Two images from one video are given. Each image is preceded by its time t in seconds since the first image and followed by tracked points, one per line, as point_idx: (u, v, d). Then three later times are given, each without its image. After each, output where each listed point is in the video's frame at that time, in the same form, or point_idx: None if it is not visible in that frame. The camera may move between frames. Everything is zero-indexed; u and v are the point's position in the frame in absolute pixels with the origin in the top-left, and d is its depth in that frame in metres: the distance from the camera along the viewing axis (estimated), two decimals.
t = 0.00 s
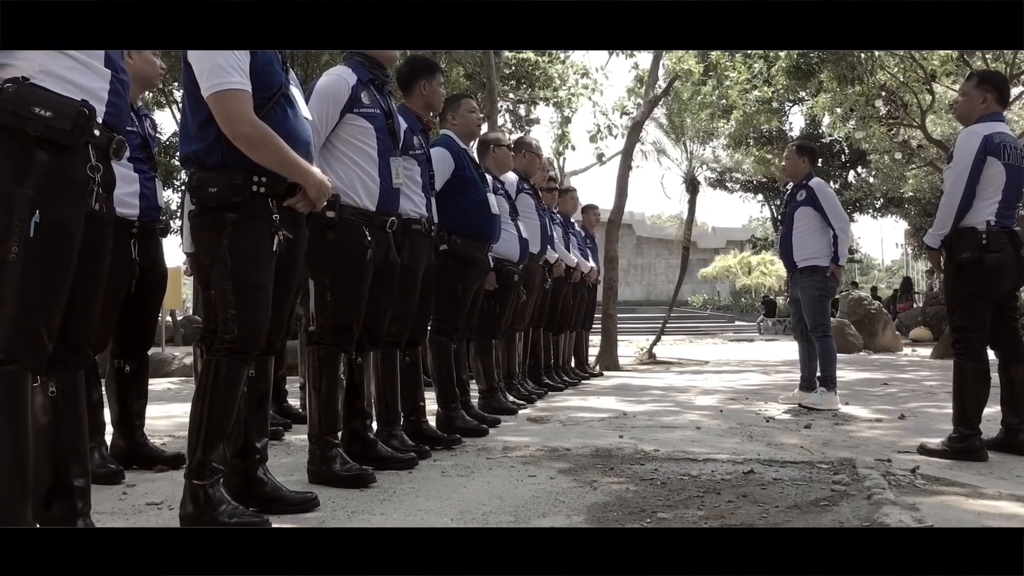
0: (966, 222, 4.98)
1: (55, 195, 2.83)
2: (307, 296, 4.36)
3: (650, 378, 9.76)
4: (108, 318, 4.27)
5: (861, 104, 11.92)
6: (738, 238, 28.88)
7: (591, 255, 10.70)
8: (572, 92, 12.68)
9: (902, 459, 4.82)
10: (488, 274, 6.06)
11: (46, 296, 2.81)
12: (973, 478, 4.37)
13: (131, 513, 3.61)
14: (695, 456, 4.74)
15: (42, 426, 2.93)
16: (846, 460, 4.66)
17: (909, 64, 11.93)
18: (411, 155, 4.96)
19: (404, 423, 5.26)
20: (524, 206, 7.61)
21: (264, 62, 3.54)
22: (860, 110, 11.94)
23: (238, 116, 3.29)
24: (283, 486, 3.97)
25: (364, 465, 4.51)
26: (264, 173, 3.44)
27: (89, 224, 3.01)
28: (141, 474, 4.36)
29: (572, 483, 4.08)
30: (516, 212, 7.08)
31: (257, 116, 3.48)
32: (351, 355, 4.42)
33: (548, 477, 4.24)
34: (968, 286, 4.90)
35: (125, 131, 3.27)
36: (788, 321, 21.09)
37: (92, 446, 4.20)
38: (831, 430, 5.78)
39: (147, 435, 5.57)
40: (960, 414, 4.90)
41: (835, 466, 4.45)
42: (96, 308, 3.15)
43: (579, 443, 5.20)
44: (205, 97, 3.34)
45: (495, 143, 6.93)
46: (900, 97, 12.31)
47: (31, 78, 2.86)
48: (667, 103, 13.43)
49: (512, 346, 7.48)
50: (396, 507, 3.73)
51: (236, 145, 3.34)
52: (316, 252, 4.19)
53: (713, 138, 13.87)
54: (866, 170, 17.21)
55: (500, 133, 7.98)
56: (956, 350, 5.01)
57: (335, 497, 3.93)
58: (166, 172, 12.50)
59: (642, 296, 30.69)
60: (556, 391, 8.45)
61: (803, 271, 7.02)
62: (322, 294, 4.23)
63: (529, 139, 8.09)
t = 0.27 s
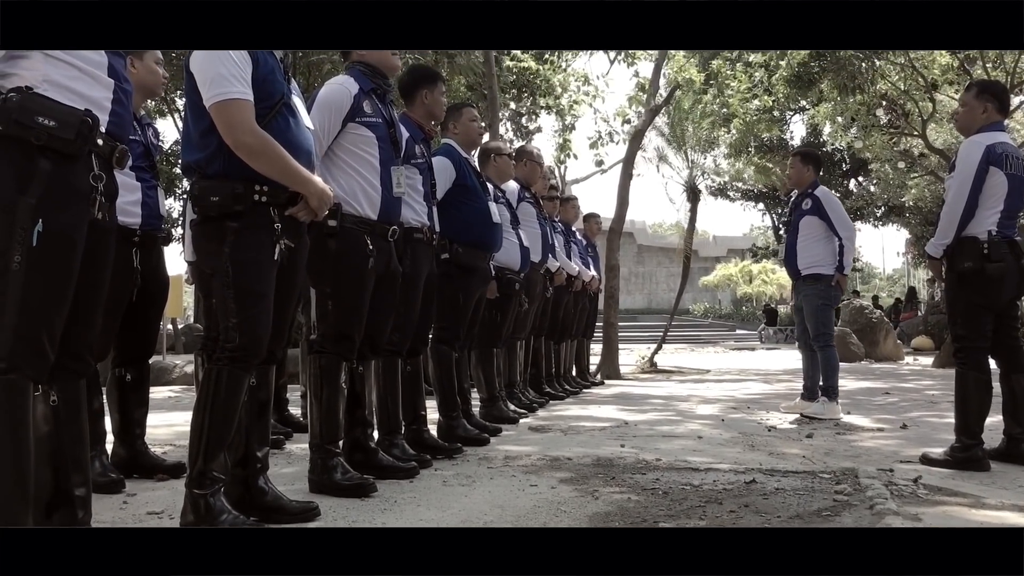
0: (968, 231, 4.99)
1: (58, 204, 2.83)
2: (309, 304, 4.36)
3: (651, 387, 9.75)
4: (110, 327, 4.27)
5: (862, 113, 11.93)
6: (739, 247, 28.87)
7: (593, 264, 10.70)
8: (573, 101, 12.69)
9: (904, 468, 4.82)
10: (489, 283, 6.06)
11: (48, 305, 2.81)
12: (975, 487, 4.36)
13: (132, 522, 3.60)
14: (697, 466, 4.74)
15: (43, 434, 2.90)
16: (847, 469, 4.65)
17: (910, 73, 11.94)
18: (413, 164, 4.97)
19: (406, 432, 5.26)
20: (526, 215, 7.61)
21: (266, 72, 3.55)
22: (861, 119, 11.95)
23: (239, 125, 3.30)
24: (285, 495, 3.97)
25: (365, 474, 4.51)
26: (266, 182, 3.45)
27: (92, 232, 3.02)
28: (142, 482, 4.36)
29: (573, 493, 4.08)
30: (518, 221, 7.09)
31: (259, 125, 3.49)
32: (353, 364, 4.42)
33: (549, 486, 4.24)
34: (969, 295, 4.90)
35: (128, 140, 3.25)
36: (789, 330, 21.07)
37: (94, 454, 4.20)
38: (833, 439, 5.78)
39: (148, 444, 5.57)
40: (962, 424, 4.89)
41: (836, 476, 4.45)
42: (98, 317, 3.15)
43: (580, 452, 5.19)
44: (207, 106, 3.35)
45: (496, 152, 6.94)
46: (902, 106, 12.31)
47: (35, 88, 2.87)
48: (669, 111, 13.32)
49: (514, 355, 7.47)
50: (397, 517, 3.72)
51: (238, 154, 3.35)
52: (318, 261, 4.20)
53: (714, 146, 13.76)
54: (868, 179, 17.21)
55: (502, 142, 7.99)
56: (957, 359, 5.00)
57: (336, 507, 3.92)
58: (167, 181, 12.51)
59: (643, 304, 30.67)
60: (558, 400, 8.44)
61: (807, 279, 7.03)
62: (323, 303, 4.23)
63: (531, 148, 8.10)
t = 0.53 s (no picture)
0: (970, 240, 4.98)
1: (59, 213, 2.83)
2: (310, 313, 4.36)
3: (653, 395, 9.74)
4: (110, 335, 4.27)
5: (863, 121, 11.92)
6: (740, 255, 28.86)
7: (594, 272, 10.70)
8: (574, 109, 12.69)
9: (906, 478, 4.81)
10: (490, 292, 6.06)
11: (49, 313, 2.81)
12: (977, 497, 4.35)
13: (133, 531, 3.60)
14: (699, 475, 4.73)
15: (43, 443, 2.90)
16: (849, 479, 4.64)
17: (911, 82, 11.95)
18: (414, 172, 4.98)
19: (406, 441, 5.24)
20: (527, 224, 7.61)
21: (267, 81, 3.55)
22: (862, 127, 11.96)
23: (240, 133, 3.30)
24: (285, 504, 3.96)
25: (366, 483, 4.50)
26: (267, 191, 3.45)
27: (94, 242, 3.02)
28: (142, 491, 4.35)
29: (575, 502, 4.07)
30: (519, 229, 7.09)
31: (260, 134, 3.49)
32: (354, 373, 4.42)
33: (551, 495, 4.23)
34: (971, 304, 4.90)
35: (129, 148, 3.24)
36: (791, 338, 21.05)
37: (94, 463, 4.19)
38: (834, 448, 5.77)
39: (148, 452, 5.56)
40: (964, 433, 4.89)
41: (838, 485, 4.44)
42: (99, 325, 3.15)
43: (581, 461, 5.18)
44: (208, 115, 3.36)
45: (497, 161, 6.95)
46: (903, 114, 12.30)
47: (37, 96, 2.88)
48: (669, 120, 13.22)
49: (515, 363, 7.47)
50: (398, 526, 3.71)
51: (239, 163, 3.35)
52: (319, 270, 4.20)
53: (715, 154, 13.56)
54: (868, 187, 17.21)
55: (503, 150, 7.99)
56: (959, 368, 5.00)
57: (336, 516, 3.91)
58: (169, 189, 12.51)
59: (645, 313, 30.64)
60: (559, 409, 8.44)
61: (810, 288, 7.02)
62: (325, 311, 4.23)
63: (532, 156, 8.10)
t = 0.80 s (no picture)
0: (970, 248, 4.98)
1: (61, 222, 2.83)
2: (311, 321, 4.36)
3: (653, 403, 9.73)
4: (111, 343, 4.26)
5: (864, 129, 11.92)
6: (740, 263, 28.85)
7: (595, 280, 10.71)
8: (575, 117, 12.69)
9: (908, 486, 4.80)
10: (491, 300, 6.05)
11: (51, 322, 2.82)
12: (980, 506, 4.35)
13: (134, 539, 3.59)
14: (700, 483, 4.72)
15: (44, 451, 2.90)
16: (852, 487, 4.64)
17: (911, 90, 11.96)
18: (415, 180, 4.99)
19: (407, 449, 5.24)
20: (528, 232, 7.61)
21: (267, 90, 3.56)
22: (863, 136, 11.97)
23: (242, 141, 3.30)
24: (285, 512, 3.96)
25: (367, 491, 4.49)
26: (268, 198, 3.45)
27: (95, 250, 3.02)
28: (143, 499, 4.35)
29: (576, 510, 4.06)
30: (519, 237, 7.09)
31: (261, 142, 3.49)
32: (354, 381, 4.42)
33: (552, 504, 4.22)
34: (971, 313, 4.90)
35: (132, 156, 3.27)
36: (791, 346, 21.03)
37: (95, 471, 4.18)
38: (836, 457, 5.76)
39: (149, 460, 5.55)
40: (966, 442, 4.88)
41: (840, 494, 4.43)
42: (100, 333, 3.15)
43: (582, 470, 5.17)
44: (210, 123, 3.37)
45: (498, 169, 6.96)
46: (904, 122, 12.30)
47: (40, 104, 2.88)
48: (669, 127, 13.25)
49: (516, 371, 7.47)
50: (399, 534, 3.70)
51: (240, 172, 3.36)
52: (321, 278, 4.20)
53: (715, 161, 13.61)
54: (869, 195, 17.21)
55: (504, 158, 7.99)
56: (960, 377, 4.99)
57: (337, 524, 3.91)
58: (170, 197, 12.51)
59: (645, 320, 30.62)
60: (560, 417, 8.43)
61: (811, 297, 7.02)
62: (326, 319, 4.23)
63: (533, 164, 8.10)
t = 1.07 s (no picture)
0: (970, 256, 4.98)
1: (62, 230, 2.84)
2: (312, 329, 4.36)
3: (655, 411, 9.72)
4: (113, 351, 4.27)
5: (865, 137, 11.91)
6: (741, 271, 28.81)
7: (596, 288, 10.70)
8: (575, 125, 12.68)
9: (910, 495, 4.80)
10: (492, 308, 6.05)
11: (52, 330, 2.82)
12: (982, 514, 4.34)
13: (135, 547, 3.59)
14: (702, 492, 4.72)
15: (46, 459, 2.90)
16: (853, 496, 4.63)
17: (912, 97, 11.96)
18: (416, 188, 4.99)
19: (409, 457, 5.23)
20: (529, 240, 7.62)
21: (268, 98, 3.56)
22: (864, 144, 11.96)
23: (242, 150, 3.31)
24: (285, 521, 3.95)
25: (368, 499, 4.48)
26: (269, 207, 3.45)
27: (97, 258, 3.02)
28: (144, 507, 4.34)
29: (578, 519, 4.06)
30: (520, 245, 7.10)
31: (262, 150, 3.50)
32: (355, 389, 4.42)
33: (554, 512, 4.22)
34: (971, 321, 4.90)
35: (133, 164, 3.27)
36: (793, 353, 21.00)
37: (96, 479, 4.18)
38: (838, 465, 5.76)
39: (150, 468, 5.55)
40: (968, 450, 4.88)
41: (842, 502, 4.43)
42: (102, 340, 3.16)
43: (583, 478, 5.17)
44: (211, 131, 3.37)
45: (499, 177, 6.97)
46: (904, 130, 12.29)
47: (41, 113, 2.89)
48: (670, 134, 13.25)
49: (517, 379, 7.47)
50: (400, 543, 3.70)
51: (241, 180, 3.36)
52: (322, 286, 4.20)
53: (716, 169, 13.61)
54: (870, 203, 17.19)
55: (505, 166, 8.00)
56: (962, 385, 4.98)
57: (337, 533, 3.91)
58: (171, 204, 12.52)
59: (646, 327, 30.61)
60: (561, 425, 8.42)
61: (812, 304, 7.01)
62: (327, 327, 4.23)
63: (534, 172, 8.11)
